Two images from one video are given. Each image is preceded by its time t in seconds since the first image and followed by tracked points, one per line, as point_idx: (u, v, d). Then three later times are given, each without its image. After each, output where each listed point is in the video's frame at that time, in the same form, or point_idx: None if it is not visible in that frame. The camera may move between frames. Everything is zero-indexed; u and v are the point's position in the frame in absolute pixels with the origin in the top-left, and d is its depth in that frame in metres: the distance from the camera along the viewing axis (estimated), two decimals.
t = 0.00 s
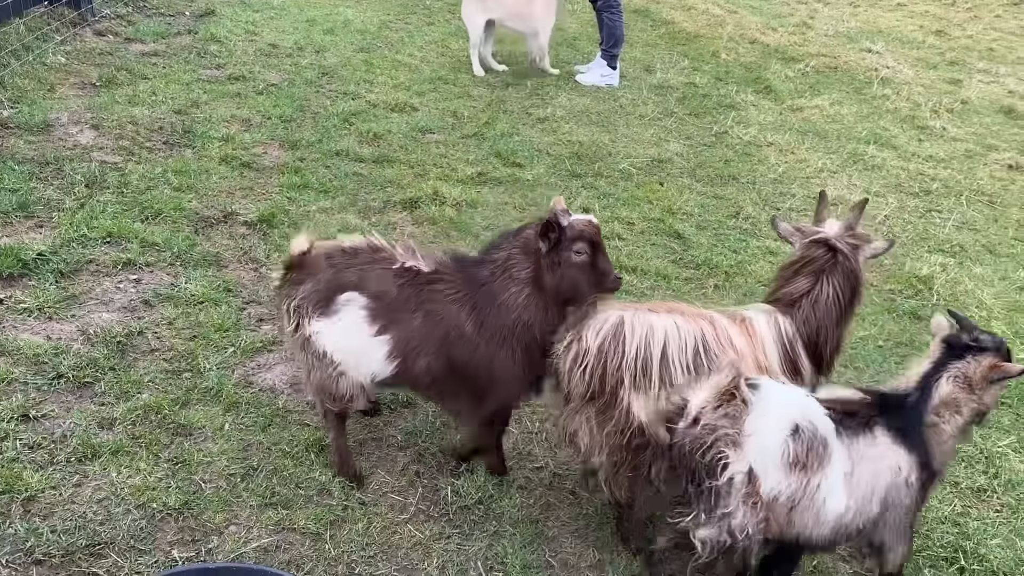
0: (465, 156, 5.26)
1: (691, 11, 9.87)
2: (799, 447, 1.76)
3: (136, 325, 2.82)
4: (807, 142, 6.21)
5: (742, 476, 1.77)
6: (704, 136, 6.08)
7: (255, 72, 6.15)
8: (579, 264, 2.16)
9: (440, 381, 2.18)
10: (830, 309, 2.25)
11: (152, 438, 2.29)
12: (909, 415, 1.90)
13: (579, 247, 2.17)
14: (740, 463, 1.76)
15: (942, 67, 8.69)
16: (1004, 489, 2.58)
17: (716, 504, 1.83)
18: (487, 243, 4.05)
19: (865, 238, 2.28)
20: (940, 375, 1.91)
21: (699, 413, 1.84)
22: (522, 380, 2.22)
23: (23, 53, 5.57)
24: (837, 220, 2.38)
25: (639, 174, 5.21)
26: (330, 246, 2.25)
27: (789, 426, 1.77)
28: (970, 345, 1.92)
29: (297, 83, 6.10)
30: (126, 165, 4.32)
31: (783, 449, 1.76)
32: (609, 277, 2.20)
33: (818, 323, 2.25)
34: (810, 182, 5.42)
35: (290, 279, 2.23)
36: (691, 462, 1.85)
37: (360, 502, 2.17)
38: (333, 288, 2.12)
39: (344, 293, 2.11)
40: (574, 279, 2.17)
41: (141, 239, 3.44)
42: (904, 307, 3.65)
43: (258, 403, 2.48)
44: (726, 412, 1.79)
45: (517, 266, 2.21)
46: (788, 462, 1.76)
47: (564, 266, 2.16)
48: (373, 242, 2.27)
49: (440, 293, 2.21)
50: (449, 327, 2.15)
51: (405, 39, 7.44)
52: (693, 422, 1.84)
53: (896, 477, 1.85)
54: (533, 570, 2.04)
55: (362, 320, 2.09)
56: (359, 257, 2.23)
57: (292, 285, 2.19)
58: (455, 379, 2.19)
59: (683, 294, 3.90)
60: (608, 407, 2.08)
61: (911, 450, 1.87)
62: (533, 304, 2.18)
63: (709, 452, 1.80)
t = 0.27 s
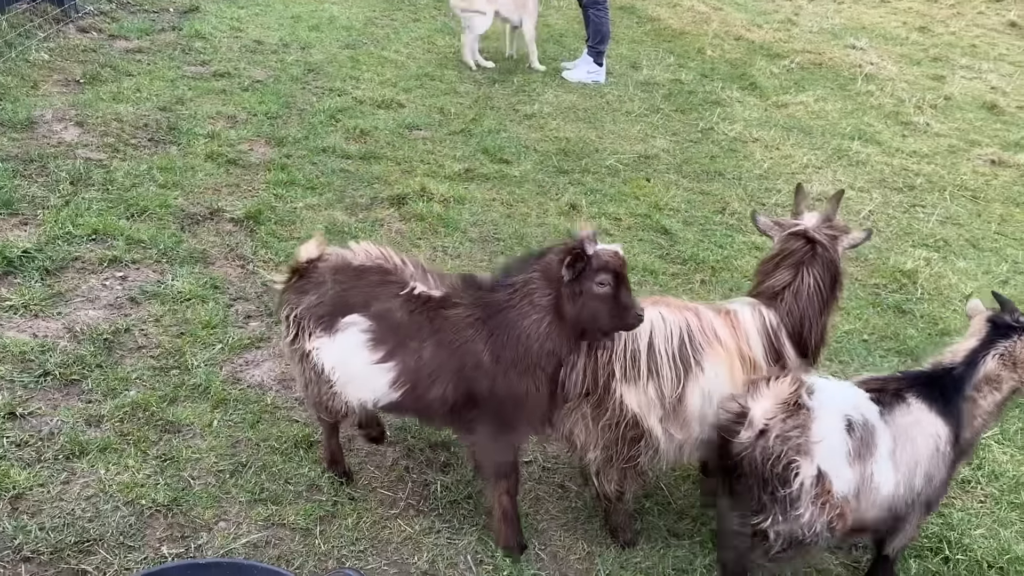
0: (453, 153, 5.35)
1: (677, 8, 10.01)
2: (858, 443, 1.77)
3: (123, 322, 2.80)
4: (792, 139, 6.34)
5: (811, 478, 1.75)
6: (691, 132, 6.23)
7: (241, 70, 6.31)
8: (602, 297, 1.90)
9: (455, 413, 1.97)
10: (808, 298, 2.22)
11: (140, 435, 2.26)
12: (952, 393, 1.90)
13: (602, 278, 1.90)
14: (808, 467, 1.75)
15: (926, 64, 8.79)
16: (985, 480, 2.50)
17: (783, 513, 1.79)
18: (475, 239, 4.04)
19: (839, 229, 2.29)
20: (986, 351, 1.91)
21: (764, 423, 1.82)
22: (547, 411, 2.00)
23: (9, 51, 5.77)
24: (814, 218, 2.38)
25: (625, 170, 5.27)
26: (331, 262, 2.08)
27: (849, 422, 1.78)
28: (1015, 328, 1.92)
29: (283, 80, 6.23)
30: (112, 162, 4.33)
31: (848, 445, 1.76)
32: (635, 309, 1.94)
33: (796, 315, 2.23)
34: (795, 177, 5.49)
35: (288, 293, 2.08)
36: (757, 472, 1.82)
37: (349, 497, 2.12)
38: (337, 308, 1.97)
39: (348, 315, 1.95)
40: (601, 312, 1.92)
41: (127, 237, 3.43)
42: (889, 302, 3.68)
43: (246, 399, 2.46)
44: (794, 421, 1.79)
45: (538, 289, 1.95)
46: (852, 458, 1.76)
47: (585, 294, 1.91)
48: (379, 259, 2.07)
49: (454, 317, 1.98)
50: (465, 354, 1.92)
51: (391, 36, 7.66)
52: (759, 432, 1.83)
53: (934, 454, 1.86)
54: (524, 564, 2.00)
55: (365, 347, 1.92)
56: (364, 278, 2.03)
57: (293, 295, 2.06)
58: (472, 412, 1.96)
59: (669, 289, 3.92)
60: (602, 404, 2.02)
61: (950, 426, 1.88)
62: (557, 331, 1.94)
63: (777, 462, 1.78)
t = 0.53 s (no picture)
0: (442, 151, 5.37)
1: (665, 7, 10.11)
2: (895, 414, 1.78)
3: (113, 322, 2.80)
4: (779, 137, 6.43)
5: (868, 457, 1.75)
6: (679, 130, 6.34)
7: (229, 68, 6.31)
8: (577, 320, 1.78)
9: (456, 427, 1.93)
10: (793, 295, 2.17)
11: (130, 434, 2.26)
12: (946, 372, 1.91)
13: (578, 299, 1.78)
14: (861, 448, 1.75)
15: (912, 61, 8.87)
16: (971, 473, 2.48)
17: (850, 497, 1.81)
18: (465, 237, 4.04)
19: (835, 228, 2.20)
20: (974, 327, 1.91)
21: (811, 420, 1.80)
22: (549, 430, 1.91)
23: None
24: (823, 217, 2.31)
25: (614, 168, 5.31)
26: (342, 273, 2.09)
27: (882, 396, 1.79)
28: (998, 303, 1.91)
29: (272, 78, 6.25)
30: (100, 160, 4.32)
31: (889, 418, 1.77)
32: (611, 334, 1.75)
33: (783, 312, 2.19)
34: (783, 175, 5.53)
35: (298, 303, 2.11)
36: (817, 467, 1.81)
37: (341, 496, 2.12)
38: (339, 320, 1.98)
39: (352, 324, 1.96)
40: (585, 342, 1.77)
41: (116, 236, 3.41)
42: (876, 298, 3.71)
43: (236, 398, 2.46)
44: (839, 407, 1.79)
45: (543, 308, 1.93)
46: (894, 427, 1.77)
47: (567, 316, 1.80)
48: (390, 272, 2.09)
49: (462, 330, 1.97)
50: (468, 365, 1.91)
51: (381, 33, 7.70)
52: (807, 431, 1.81)
53: (942, 428, 1.88)
54: (515, 560, 1.99)
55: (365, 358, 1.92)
56: (375, 289, 2.04)
57: (303, 307, 2.08)
58: (471, 426, 1.92)
59: (658, 285, 3.95)
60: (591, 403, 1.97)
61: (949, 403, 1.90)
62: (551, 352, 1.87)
63: (836, 453, 1.78)
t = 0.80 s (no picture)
0: (431, 149, 5.37)
1: (655, 5, 10.14)
2: (926, 418, 1.87)
3: (98, 322, 2.78)
4: (767, 135, 6.47)
5: (904, 463, 1.80)
6: (667, 129, 6.36)
7: (216, 67, 6.29)
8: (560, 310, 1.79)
9: (452, 428, 1.91)
10: (785, 297, 2.07)
11: (115, 434, 2.24)
12: (946, 349, 2.04)
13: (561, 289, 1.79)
14: (901, 452, 1.80)
15: (900, 59, 8.92)
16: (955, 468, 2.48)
17: (879, 500, 1.84)
18: (453, 236, 4.04)
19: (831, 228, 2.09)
20: (949, 299, 2.06)
21: (850, 421, 1.83)
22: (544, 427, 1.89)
23: None
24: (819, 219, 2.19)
25: (603, 167, 5.32)
26: (336, 275, 2.02)
27: (916, 401, 1.87)
28: (960, 271, 2.09)
29: (260, 76, 6.23)
30: (86, 160, 4.30)
31: (922, 423, 1.85)
32: (592, 321, 1.75)
33: (775, 314, 2.10)
34: (771, 173, 5.56)
35: (286, 309, 2.02)
36: (853, 469, 1.83)
37: (326, 495, 2.11)
38: (332, 327, 1.91)
39: (347, 330, 1.90)
40: (568, 332, 1.77)
41: (101, 236, 3.39)
42: (863, 295, 3.72)
43: (221, 398, 2.45)
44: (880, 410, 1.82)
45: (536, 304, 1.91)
46: (925, 433, 1.86)
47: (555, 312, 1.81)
48: (381, 274, 2.02)
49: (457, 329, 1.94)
50: (464, 366, 1.88)
51: (369, 32, 7.68)
52: (846, 433, 1.82)
53: (954, 403, 2.02)
54: (502, 557, 1.99)
55: (363, 364, 1.87)
56: (368, 293, 1.98)
57: (293, 315, 1.98)
58: (467, 426, 1.90)
59: (646, 282, 3.95)
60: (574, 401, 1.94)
61: (957, 377, 2.04)
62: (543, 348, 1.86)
63: (873, 454, 1.80)
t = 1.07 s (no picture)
0: (422, 149, 5.37)
1: (646, 5, 10.17)
2: (928, 416, 1.89)
3: (87, 322, 2.77)
4: (757, 134, 6.51)
5: (909, 460, 1.82)
6: (658, 129, 6.38)
7: (207, 67, 6.28)
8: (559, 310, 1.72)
9: (440, 426, 1.90)
10: (776, 297, 2.08)
11: (104, 434, 2.24)
12: (938, 345, 2.05)
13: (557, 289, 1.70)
14: (907, 451, 1.81)
15: (890, 59, 8.97)
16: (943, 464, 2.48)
17: (883, 499, 1.86)
18: (444, 236, 4.04)
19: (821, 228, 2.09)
20: (936, 295, 2.07)
21: (857, 421, 1.83)
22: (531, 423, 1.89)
23: None
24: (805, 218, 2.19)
25: (594, 166, 5.33)
26: (328, 277, 2.01)
27: (920, 400, 1.88)
28: (944, 267, 2.11)
29: (250, 76, 6.22)
30: (75, 160, 4.29)
31: (926, 421, 1.87)
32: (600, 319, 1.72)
33: (767, 315, 2.09)
34: (760, 172, 5.58)
35: (275, 314, 2.00)
36: (860, 467, 1.84)
37: (316, 494, 2.11)
38: (324, 328, 1.90)
39: (337, 332, 1.90)
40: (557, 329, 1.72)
41: (90, 236, 3.39)
42: (852, 294, 3.74)
43: (211, 397, 2.45)
44: (887, 409, 1.82)
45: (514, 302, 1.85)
46: (928, 430, 1.88)
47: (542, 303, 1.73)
48: (371, 274, 2.01)
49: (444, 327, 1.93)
50: (450, 364, 1.87)
51: (361, 32, 7.68)
52: (853, 433, 1.83)
53: (949, 398, 2.03)
54: (491, 554, 1.99)
55: (355, 366, 1.86)
56: (358, 294, 1.97)
57: (284, 319, 1.97)
58: (456, 424, 1.89)
59: (636, 281, 3.97)
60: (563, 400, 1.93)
61: (950, 373, 2.05)
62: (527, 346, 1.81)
63: (879, 452, 1.81)
